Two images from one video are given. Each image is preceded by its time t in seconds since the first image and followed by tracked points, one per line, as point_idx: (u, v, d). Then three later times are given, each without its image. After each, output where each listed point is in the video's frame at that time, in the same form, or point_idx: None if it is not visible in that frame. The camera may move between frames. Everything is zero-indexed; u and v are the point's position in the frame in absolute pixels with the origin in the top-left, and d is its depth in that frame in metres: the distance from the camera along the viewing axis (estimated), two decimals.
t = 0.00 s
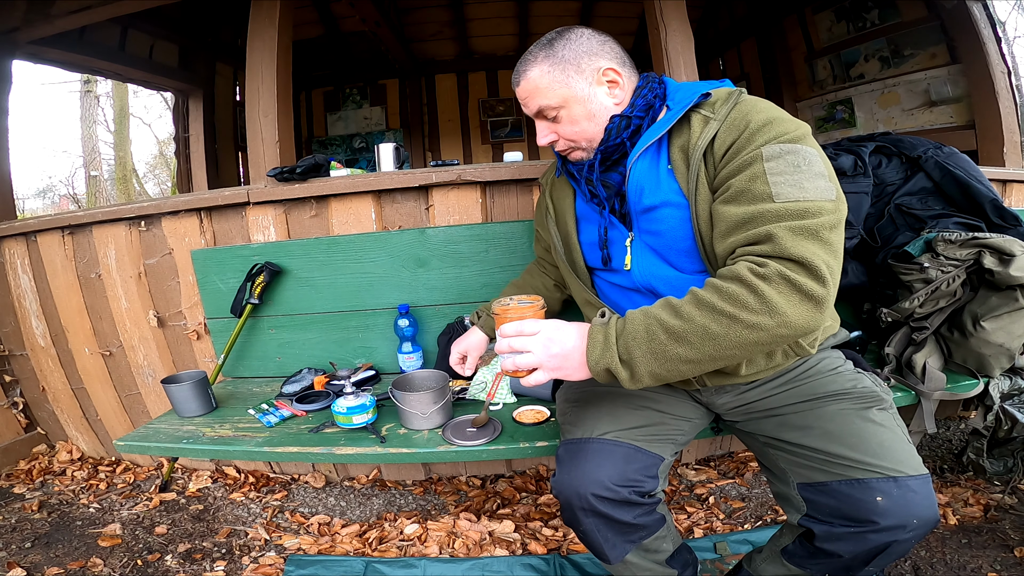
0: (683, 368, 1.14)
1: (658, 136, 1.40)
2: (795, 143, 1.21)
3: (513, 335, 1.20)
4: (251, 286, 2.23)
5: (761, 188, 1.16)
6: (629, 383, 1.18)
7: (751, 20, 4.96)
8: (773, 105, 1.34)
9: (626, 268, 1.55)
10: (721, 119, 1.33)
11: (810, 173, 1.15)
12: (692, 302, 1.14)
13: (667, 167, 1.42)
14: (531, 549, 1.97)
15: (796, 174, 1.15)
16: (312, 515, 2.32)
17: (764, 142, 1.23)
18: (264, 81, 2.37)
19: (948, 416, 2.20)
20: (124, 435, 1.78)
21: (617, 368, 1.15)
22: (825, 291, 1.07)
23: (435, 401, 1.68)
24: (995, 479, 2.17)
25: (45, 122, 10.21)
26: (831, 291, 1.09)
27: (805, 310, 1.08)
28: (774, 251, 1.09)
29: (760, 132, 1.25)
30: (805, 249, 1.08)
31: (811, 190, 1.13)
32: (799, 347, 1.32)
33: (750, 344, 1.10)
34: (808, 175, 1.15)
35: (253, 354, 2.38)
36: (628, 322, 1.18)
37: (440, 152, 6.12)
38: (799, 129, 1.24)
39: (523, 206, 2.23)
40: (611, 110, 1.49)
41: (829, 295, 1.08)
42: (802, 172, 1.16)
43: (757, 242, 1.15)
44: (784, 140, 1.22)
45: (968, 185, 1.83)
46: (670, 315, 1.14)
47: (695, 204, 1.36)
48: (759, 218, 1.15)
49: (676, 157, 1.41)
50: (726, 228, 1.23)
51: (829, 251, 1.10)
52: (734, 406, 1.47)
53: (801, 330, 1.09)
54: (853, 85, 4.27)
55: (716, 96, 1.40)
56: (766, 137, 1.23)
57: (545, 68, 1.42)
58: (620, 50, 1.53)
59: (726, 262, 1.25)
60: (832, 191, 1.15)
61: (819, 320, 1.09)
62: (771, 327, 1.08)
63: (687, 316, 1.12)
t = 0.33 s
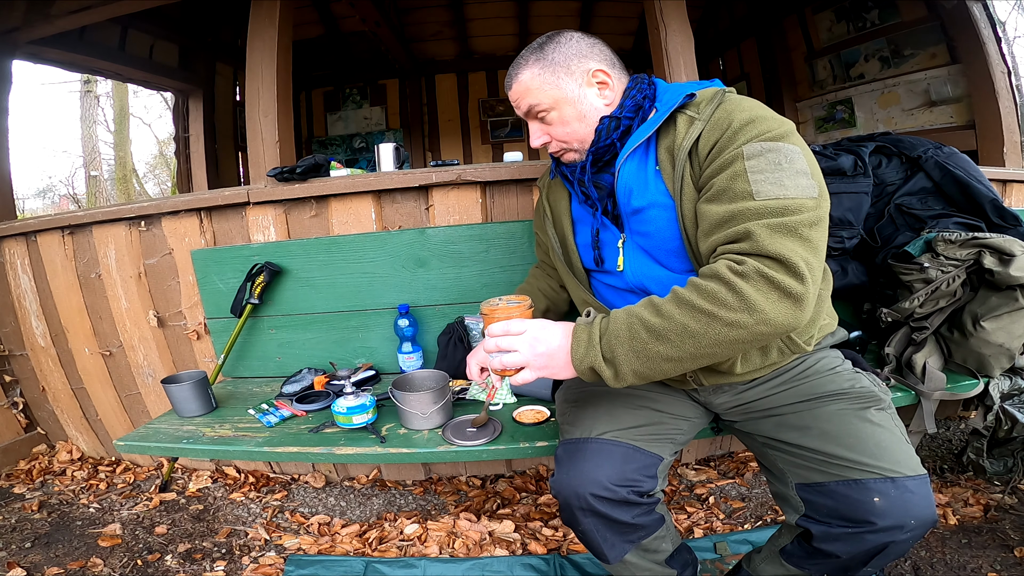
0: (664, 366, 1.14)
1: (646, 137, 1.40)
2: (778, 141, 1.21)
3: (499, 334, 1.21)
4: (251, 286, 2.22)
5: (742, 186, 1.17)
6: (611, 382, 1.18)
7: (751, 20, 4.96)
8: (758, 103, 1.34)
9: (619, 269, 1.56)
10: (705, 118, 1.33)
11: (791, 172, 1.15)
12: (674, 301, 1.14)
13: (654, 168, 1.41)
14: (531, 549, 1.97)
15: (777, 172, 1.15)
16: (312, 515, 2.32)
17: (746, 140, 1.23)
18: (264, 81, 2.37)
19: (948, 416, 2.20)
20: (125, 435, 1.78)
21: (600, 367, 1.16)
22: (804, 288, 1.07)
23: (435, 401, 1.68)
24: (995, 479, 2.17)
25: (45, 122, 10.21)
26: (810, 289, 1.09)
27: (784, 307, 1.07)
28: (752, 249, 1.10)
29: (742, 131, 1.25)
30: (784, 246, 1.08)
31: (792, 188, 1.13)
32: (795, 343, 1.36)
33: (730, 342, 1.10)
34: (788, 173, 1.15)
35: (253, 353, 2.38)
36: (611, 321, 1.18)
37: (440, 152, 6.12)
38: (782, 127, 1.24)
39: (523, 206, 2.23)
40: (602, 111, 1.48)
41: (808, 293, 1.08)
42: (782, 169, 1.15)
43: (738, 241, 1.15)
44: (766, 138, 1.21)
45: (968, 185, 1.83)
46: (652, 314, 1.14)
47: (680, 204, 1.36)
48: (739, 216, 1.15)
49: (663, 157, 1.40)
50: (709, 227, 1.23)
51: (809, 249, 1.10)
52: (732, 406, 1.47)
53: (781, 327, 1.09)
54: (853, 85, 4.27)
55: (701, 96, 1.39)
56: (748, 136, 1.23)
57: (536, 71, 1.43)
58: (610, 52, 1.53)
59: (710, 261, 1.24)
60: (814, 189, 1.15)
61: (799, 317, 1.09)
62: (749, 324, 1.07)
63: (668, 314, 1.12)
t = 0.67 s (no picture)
0: (668, 364, 1.14)
1: (649, 136, 1.40)
2: (781, 140, 1.21)
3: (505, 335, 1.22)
4: (251, 286, 2.22)
5: (745, 185, 1.17)
6: (615, 380, 1.18)
7: (751, 20, 4.96)
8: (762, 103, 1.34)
9: (621, 268, 1.56)
10: (709, 118, 1.33)
11: (794, 171, 1.15)
12: (676, 298, 1.14)
13: (657, 167, 1.41)
14: (531, 549, 1.97)
15: (780, 171, 1.15)
16: (312, 515, 2.32)
17: (749, 139, 1.23)
18: (264, 81, 2.37)
19: (948, 416, 2.20)
20: (125, 435, 1.78)
21: (603, 365, 1.15)
22: (807, 285, 1.07)
23: (435, 401, 1.68)
24: (995, 479, 2.17)
25: (45, 122, 10.21)
26: (813, 286, 1.09)
27: (789, 304, 1.07)
28: (756, 246, 1.10)
29: (746, 130, 1.25)
30: (788, 243, 1.08)
31: (795, 186, 1.13)
32: (796, 341, 1.36)
33: (734, 339, 1.10)
34: (792, 171, 1.15)
35: (253, 353, 2.38)
36: (613, 319, 1.18)
37: (440, 152, 6.12)
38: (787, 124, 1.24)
39: (523, 206, 2.23)
40: (605, 110, 1.48)
41: (812, 290, 1.08)
42: (786, 168, 1.16)
43: (742, 239, 1.14)
44: (769, 138, 1.21)
45: (968, 185, 1.83)
46: (655, 311, 1.14)
47: (683, 202, 1.36)
48: (743, 214, 1.15)
49: (666, 157, 1.40)
50: (712, 226, 1.23)
51: (812, 246, 1.10)
52: (733, 406, 1.47)
53: (785, 325, 1.08)
54: (853, 85, 4.27)
55: (704, 97, 1.40)
56: (751, 135, 1.23)
57: (539, 69, 1.43)
58: (614, 52, 1.53)
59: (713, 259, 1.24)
60: (817, 188, 1.15)
61: (803, 315, 1.09)
62: (753, 321, 1.07)
63: (671, 312, 1.12)
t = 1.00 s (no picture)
0: (666, 365, 1.14)
1: (649, 136, 1.40)
2: (779, 139, 1.21)
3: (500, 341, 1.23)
4: (251, 287, 2.22)
5: (742, 184, 1.17)
6: (613, 381, 1.18)
7: (751, 20, 4.96)
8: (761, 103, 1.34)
9: (621, 267, 1.56)
10: (707, 117, 1.33)
11: (792, 169, 1.15)
12: (673, 299, 1.14)
13: (657, 167, 1.41)
14: (530, 549, 1.97)
15: (778, 170, 1.15)
16: (312, 515, 2.32)
17: (747, 138, 1.23)
18: (264, 81, 2.38)
19: (948, 416, 2.20)
20: (125, 435, 1.78)
21: (601, 367, 1.15)
22: (805, 283, 1.06)
23: (435, 401, 1.68)
24: (995, 479, 2.17)
25: (46, 122, 10.22)
26: (811, 284, 1.08)
27: (786, 303, 1.07)
28: (752, 244, 1.10)
29: (743, 129, 1.25)
30: (784, 241, 1.08)
31: (792, 185, 1.13)
32: (796, 341, 1.36)
33: (731, 339, 1.09)
34: (790, 169, 1.15)
35: (253, 353, 2.38)
36: (611, 321, 1.18)
37: (440, 152, 6.12)
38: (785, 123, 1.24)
39: (523, 206, 2.23)
40: (604, 109, 1.48)
41: (809, 289, 1.07)
42: (784, 166, 1.16)
43: (739, 239, 1.14)
44: (767, 137, 1.21)
45: (968, 185, 1.83)
46: (652, 312, 1.14)
47: (682, 202, 1.36)
48: (740, 213, 1.15)
49: (665, 157, 1.40)
50: (710, 226, 1.23)
51: (809, 244, 1.10)
52: (733, 406, 1.46)
53: (783, 323, 1.08)
54: (853, 85, 4.27)
55: (703, 97, 1.39)
56: (748, 134, 1.23)
57: (540, 69, 1.44)
58: (613, 52, 1.54)
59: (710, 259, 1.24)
60: (814, 187, 1.15)
61: (801, 313, 1.08)
62: (750, 320, 1.07)
63: (668, 312, 1.12)
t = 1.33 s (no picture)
0: (638, 356, 1.11)
1: (639, 135, 1.40)
2: (759, 130, 1.21)
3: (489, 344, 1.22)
4: (251, 286, 2.22)
5: (718, 175, 1.17)
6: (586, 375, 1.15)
7: (751, 20, 4.96)
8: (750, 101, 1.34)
9: (617, 267, 1.56)
10: (692, 113, 1.33)
11: (769, 159, 1.15)
12: (644, 289, 1.13)
13: (645, 167, 1.41)
14: (531, 549, 1.98)
15: (754, 159, 1.15)
16: (312, 515, 2.32)
17: (726, 130, 1.23)
18: (264, 81, 2.37)
19: (948, 416, 2.20)
20: (125, 435, 1.77)
21: (575, 361, 1.14)
22: (775, 269, 1.04)
23: (435, 401, 1.68)
24: (995, 479, 2.17)
25: (46, 122, 10.22)
26: (784, 273, 1.06)
27: (758, 291, 1.05)
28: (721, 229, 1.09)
29: (724, 122, 1.25)
30: (757, 227, 1.07)
31: (767, 174, 1.12)
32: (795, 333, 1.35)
33: (703, 329, 1.07)
34: (768, 159, 1.15)
35: (253, 353, 2.38)
36: (585, 314, 1.17)
37: (440, 152, 6.12)
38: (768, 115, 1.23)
39: (523, 206, 2.23)
40: (597, 106, 1.51)
41: (781, 277, 1.05)
42: (762, 156, 1.15)
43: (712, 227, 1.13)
44: (747, 128, 1.21)
45: (968, 185, 1.84)
46: (624, 302, 1.13)
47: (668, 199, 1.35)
48: (714, 202, 1.15)
49: (653, 155, 1.40)
50: (688, 218, 1.22)
51: (785, 232, 1.08)
52: (733, 406, 1.46)
53: (753, 311, 1.05)
54: (853, 85, 4.27)
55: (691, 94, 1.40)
56: (728, 127, 1.24)
57: (534, 67, 1.47)
58: (607, 53, 1.57)
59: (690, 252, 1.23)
60: (792, 177, 1.14)
61: (774, 302, 1.06)
62: (721, 307, 1.05)
63: (638, 301, 1.11)
